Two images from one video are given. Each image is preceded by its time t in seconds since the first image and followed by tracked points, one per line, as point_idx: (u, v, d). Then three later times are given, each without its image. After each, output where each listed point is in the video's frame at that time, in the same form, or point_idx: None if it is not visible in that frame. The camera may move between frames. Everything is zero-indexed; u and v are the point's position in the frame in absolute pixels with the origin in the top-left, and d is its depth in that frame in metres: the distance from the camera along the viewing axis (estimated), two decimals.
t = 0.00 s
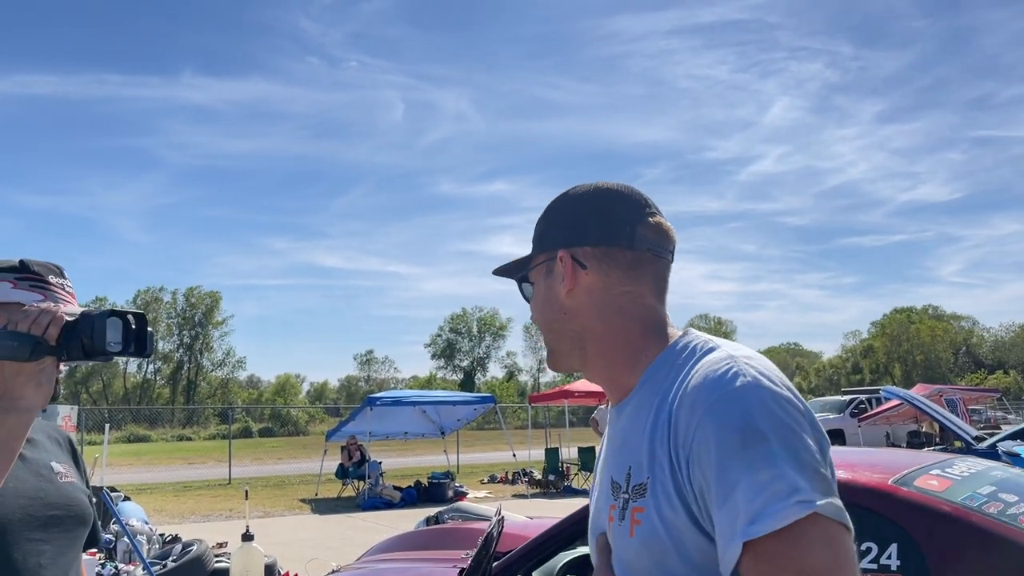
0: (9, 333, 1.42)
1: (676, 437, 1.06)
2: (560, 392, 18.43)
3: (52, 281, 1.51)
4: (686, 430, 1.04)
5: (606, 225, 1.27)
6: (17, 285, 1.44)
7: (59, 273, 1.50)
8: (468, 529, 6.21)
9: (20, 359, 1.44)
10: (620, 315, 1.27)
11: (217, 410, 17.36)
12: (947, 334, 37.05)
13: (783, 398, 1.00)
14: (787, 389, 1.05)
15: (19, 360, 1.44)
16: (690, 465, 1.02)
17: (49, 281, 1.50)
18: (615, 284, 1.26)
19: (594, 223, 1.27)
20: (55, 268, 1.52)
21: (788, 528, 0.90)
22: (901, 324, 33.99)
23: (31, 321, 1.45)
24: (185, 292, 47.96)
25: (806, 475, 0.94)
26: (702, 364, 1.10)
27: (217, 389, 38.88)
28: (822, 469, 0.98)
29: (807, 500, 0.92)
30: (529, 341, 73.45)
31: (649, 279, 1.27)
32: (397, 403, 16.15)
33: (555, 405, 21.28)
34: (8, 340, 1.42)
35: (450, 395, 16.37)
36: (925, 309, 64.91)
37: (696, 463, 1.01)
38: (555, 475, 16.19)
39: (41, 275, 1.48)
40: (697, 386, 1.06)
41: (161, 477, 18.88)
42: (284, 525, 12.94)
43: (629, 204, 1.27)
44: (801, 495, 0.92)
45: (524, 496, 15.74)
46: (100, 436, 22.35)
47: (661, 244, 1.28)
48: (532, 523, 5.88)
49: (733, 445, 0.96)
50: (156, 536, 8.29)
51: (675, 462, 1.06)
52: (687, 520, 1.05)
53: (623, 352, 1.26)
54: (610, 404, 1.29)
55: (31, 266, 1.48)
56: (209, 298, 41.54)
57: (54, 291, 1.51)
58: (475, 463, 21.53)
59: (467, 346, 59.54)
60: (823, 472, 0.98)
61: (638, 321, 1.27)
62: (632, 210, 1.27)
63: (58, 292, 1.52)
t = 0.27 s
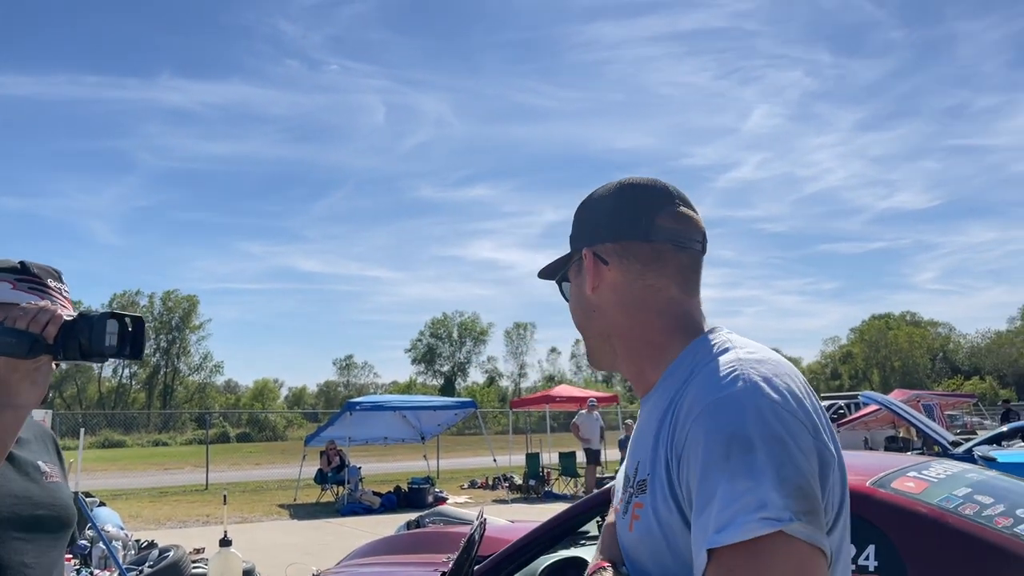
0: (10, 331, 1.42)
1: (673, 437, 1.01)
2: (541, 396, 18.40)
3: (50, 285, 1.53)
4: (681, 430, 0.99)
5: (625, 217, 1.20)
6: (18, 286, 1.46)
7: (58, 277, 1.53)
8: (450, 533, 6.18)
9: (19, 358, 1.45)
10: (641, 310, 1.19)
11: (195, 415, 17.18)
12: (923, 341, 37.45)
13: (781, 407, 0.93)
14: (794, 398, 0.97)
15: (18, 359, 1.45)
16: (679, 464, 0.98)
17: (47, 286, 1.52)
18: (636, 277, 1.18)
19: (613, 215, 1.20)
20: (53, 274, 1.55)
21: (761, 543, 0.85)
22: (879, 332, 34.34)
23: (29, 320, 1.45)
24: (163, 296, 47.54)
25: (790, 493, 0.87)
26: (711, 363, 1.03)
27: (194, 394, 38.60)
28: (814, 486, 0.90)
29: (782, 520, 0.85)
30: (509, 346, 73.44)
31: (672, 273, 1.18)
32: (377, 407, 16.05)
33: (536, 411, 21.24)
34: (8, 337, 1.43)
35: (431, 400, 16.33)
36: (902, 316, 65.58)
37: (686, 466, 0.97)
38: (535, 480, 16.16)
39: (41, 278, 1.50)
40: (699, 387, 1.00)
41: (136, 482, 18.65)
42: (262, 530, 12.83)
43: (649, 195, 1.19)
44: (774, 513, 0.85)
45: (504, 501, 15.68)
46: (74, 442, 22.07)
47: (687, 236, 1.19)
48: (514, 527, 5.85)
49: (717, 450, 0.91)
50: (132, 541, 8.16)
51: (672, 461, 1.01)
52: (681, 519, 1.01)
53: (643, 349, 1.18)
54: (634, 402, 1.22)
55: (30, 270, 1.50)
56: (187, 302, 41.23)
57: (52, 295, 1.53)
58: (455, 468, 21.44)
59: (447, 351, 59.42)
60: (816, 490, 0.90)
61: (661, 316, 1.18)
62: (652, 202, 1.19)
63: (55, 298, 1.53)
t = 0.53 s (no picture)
0: None
1: (692, 459, 0.96)
2: (521, 400, 18.37)
3: (34, 298, 1.52)
4: (702, 454, 0.93)
5: (659, 222, 1.09)
6: None
7: (38, 288, 1.51)
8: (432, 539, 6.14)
9: None
10: (682, 318, 1.06)
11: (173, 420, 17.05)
12: (900, 345, 37.79)
13: (806, 437, 0.86)
14: (825, 429, 0.90)
15: None
16: (700, 489, 0.92)
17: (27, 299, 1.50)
18: (673, 288, 1.06)
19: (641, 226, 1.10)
20: (34, 286, 1.53)
21: None
22: (857, 336, 34.62)
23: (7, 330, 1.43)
24: (142, 299, 47.23)
25: (807, 526, 0.83)
26: (746, 381, 0.95)
27: (173, 398, 38.27)
28: (840, 521, 0.85)
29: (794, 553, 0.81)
30: (490, 350, 73.46)
31: (715, 283, 1.05)
32: (357, 412, 15.96)
33: (516, 415, 21.21)
34: None
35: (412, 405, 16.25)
36: (880, 321, 66.18)
37: (705, 491, 0.92)
38: (516, 484, 16.12)
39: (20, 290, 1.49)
40: (725, 408, 0.93)
41: (113, 488, 18.46)
42: (240, 536, 12.73)
43: (688, 197, 1.08)
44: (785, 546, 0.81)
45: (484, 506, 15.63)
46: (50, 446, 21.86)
47: (730, 243, 1.07)
48: (497, 532, 5.83)
49: (733, 482, 0.85)
50: (108, 547, 8.07)
51: (689, 486, 0.96)
52: (709, 543, 0.93)
53: (685, 362, 1.05)
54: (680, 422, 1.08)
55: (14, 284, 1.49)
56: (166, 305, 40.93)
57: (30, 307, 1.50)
58: (436, 472, 21.38)
59: (429, 354, 59.34)
60: (837, 527, 0.85)
61: (702, 323, 1.05)
62: (691, 206, 1.08)
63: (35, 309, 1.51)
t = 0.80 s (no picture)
0: None
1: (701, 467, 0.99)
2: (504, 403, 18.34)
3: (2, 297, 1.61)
4: (706, 465, 0.96)
5: (681, 216, 1.10)
6: None
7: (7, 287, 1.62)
8: (412, 539, 6.11)
9: None
10: (706, 315, 1.08)
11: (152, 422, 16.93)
12: (880, 348, 38.06)
13: (802, 450, 0.88)
14: (827, 437, 0.91)
15: None
16: (706, 497, 0.96)
17: None
18: (697, 283, 1.08)
19: (668, 222, 1.11)
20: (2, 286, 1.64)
21: None
22: (838, 340, 34.82)
23: None
24: (121, 301, 46.77)
25: (794, 543, 0.85)
26: (750, 388, 0.97)
27: (151, 401, 37.94)
28: (835, 532, 0.87)
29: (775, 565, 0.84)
30: (473, 353, 73.32)
31: (739, 277, 1.07)
32: (339, 414, 15.86)
33: (499, 417, 21.17)
34: None
35: (393, 407, 16.21)
36: (860, 324, 66.60)
37: (709, 501, 0.96)
38: (498, 487, 16.10)
39: None
40: (729, 418, 0.96)
41: (91, 491, 18.27)
42: (220, 539, 12.64)
43: (710, 192, 1.09)
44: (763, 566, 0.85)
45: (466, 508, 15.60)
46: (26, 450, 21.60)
47: (751, 237, 1.09)
48: (477, 533, 5.81)
49: (727, 493, 0.89)
50: (85, 551, 7.98)
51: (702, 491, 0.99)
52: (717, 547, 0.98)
53: (704, 358, 1.08)
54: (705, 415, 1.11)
55: None
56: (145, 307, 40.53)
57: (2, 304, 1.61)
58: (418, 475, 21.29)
59: (411, 357, 59.11)
60: (834, 536, 0.87)
61: (726, 319, 1.07)
62: (715, 204, 1.09)
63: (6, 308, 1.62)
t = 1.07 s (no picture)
0: None
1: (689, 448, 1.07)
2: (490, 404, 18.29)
3: None
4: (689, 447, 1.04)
5: (714, 216, 1.13)
6: None
7: None
8: (395, 539, 6.05)
9: None
10: (735, 313, 1.12)
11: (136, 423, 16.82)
12: (864, 349, 38.21)
13: (762, 431, 0.94)
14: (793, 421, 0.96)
15: None
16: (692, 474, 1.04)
17: None
18: (727, 282, 1.12)
19: (703, 221, 1.14)
20: None
21: (706, 559, 0.92)
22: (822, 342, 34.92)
23: None
24: (104, 303, 46.35)
25: (740, 516, 0.92)
26: (740, 377, 1.03)
27: (135, 404, 37.63)
28: (791, 507, 0.92)
29: (722, 540, 0.91)
30: (459, 354, 73.17)
31: (764, 275, 1.12)
32: (325, 415, 15.75)
33: (485, 418, 21.11)
34: None
35: (378, 408, 16.12)
36: (844, 325, 66.90)
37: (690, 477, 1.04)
38: (484, 488, 16.06)
39: None
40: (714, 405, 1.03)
41: (73, 494, 18.11)
42: (204, 541, 12.54)
43: (739, 195, 1.13)
44: (709, 536, 0.92)
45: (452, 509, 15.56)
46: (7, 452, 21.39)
47: (780, 238, 1.13)
48: (462, 533, 5.77)
49: (694, 468, 0.98)
50: (66, 553, 7.90)
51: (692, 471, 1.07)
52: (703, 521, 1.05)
53: (727, 352, 1.13)
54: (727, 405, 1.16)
55: None
56: (128, 309, 40.19)
57: None
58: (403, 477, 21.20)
59: (397, 358, 58.91)
60: (787, 513, 0.91)
61: (754, 315, 1.11)
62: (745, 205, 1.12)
63: None
